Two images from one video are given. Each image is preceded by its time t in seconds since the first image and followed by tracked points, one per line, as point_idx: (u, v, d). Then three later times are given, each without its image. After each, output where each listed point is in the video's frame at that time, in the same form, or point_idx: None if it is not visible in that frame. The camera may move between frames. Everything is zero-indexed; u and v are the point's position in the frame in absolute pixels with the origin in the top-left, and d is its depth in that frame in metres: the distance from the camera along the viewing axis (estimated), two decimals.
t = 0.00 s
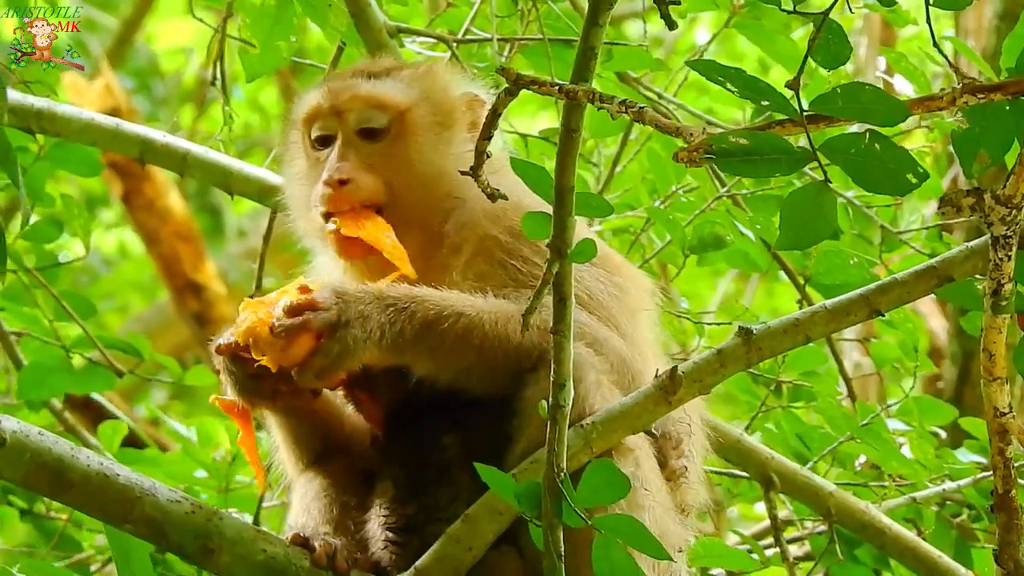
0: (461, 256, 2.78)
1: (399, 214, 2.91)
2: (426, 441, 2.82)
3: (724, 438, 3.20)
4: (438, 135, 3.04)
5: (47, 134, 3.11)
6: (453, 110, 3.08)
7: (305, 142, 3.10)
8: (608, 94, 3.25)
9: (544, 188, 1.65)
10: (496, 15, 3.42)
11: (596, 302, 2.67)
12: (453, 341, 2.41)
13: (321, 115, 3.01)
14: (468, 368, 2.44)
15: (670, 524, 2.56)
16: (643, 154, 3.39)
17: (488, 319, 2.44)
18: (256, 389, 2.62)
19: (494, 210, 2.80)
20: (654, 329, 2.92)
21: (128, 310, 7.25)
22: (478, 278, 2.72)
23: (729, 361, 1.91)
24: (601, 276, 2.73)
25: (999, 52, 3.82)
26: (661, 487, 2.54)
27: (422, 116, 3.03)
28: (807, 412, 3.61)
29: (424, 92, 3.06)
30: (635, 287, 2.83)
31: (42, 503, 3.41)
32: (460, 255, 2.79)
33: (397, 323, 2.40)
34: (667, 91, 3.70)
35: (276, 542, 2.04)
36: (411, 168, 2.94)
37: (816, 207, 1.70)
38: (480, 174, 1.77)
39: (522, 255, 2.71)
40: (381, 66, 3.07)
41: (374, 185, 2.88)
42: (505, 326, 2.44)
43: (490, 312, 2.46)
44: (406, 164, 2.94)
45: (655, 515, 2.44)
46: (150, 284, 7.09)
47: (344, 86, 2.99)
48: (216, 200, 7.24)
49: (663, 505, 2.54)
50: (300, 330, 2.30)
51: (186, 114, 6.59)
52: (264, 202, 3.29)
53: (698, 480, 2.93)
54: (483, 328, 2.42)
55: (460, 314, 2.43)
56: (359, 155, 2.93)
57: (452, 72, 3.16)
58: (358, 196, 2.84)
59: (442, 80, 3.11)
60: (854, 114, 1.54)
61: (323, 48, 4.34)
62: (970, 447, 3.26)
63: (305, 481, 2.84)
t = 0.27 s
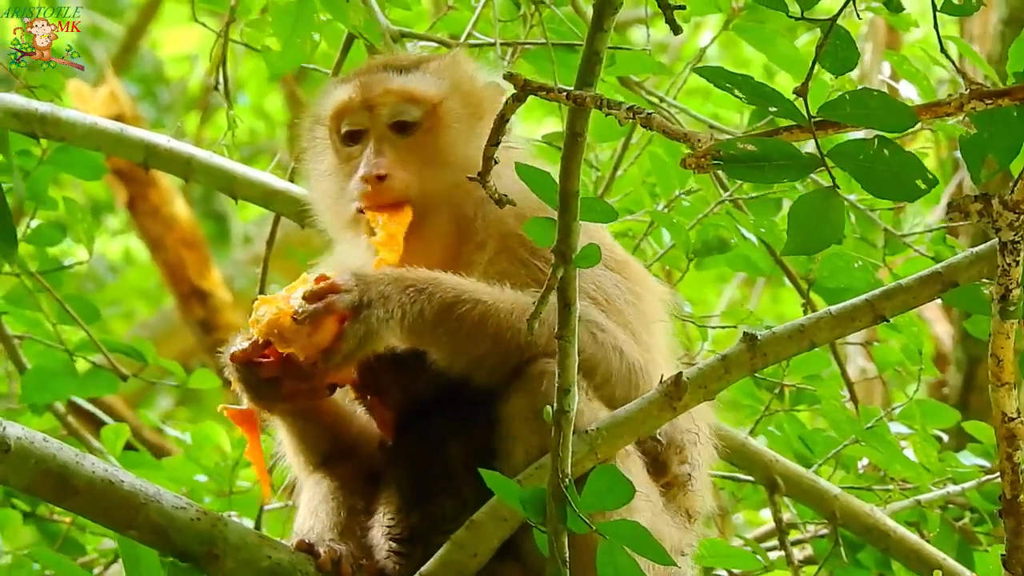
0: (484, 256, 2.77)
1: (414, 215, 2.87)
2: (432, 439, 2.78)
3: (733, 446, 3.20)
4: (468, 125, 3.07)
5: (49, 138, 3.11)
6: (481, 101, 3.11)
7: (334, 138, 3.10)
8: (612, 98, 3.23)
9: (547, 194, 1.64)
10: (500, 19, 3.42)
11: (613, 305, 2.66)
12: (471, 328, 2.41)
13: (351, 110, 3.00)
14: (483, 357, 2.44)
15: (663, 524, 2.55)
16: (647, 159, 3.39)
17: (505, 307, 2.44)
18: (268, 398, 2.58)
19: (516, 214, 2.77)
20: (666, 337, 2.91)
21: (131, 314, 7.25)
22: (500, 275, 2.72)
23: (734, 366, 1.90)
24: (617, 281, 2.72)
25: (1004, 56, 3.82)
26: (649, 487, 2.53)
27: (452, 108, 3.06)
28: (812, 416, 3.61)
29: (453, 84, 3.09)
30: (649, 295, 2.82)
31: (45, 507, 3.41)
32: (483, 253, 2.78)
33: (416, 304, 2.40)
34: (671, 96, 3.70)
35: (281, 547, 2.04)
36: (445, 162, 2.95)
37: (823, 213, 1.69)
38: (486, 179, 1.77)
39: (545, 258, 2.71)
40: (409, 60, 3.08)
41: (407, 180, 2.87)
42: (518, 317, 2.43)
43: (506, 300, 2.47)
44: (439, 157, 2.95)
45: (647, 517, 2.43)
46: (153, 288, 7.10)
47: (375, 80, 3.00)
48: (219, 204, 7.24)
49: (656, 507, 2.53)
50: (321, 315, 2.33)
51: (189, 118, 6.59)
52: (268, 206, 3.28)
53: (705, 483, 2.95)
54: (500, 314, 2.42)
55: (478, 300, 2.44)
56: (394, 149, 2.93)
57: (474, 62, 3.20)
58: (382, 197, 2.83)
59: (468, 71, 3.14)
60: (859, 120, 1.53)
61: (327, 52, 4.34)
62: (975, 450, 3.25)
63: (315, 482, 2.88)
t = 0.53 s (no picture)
0: (506, 252, 2.74)
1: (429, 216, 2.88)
2: (442, 439, 2.80)
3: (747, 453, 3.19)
4: (479, 121, 3.03)
5: (55, 142, 3.11)
6: (493, 96, 3.06)
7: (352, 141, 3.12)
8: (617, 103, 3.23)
9: (551, 199, 1.64)
10: (505, 23, 3.43)
11: (631, 306, 2.67)
12: (485, 330, 2.37)
13: (364, 112, 3.03)
14: (499, 359, 2.41)
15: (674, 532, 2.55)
16: (652, 163, 3.40)
17: (523, 307, 2.40)
18: (274, 403, 2.58)
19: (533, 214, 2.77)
20: (686, 342, 2.89)
21: (138, 317, 7.27)
22: (519, 275, 2.69)
23: (738, 371, 1.91)
24: (636, 282, 2.73)
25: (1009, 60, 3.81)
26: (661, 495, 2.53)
27: (462, 106, 3.02)
28: (817, 420, 3.60)
29: (463, 81, 3.05)
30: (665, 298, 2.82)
31: (51, 511, 3.42)
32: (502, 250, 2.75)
33: (431, 304, 2.39)
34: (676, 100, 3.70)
35: (286, 551, 2.05)
36: (456, 162, 2.93)
37: (825, 218, 1.69)
38: (489, 185, 1.77)
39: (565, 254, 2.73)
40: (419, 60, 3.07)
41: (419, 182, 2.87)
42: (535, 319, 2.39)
43: (524, 301, 2.43)
44: (450, 157, 2.93)
45: (657, 524, 2.44)
46: (160, 291, 7.11)
47: (379, 83, 3.01)
48: (225, 207, 7.26)
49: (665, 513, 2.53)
50: (326, 312, 2.37)
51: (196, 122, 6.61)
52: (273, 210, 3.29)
53: (722, 491, 2.94)
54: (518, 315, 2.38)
55: (496, 302, 2.40)
56: (403, 152, 2.93)
57: (489, 58, 3.16)
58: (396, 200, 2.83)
59: (480, 67, 3.10)
60: (862, 124, 1.53)
61: (333, 57, 4.35)
62: (980, 454, 3.25)
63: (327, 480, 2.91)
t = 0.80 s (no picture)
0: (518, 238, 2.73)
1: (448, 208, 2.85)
2: (454, 445, 2.80)
3: (757, 456, 3.20)
4: (495, 117, 3.00)
5: (60, 143, 3.12)
6: (509, 93, 3.04)
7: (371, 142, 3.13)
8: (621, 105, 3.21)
9: (554, 200, 1.63)
10: (509, 24, 3.43)
11: (647, 298, 2.66)
12: (480, 346, 2.38)
13: (380, 112, 3.04)
14: (500, 375, 2.41)
15: (685, 540, 2.55)
16: (657, 164, 3.40)
17: (520, 319, 2.40)
18: (279, 403, 2.56)
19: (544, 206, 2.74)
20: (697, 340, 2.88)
21: (142, 318, 7.28)
22: (528, 262, 2.68)
23: (742, 373, 1.90)
24: (650, 271, 2.74)
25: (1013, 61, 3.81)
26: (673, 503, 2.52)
27: (479, 104, 3.01)
28: (821, 421, 3.60)
29: (479, 79, 3.04)
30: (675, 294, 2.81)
31: (55, 512, 3.42)
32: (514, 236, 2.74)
33: (420, 331, 2.39)
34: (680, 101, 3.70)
35: (289, 552, 2.05)
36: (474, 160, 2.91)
37: (828, 219, 1.69)
38: (493, 186, 1.77)
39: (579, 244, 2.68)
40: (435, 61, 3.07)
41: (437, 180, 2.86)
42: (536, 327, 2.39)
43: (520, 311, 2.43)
44: (467, 155, 2.91)
45: (667, 532, 2.43)
46: (164, 293, 7.12)
47: (396, 83, 3.01)
48: (230, 208, 7.27)
49: (677, 521, 2.53)
50: (309, 332, 2.36)
51: (200, 123, 6.62)
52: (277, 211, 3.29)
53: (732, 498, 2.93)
54: (514, 328, 2.38)
55: (487, 317, 2.41)
56: (419, 151, 2.92)
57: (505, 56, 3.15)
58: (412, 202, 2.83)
59: (496, 64, 3.09)
60: (867, 126, 1.53)
61: (337, 58, 4.35)
62: (985, 454, 3.24)
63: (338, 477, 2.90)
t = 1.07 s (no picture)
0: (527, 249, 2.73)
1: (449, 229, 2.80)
2: (460, 448, 2.81)
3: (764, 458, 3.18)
4: (489, 131, 2.94)
5: (63, 143, 3.12)
6: (499, 104, 2.96)
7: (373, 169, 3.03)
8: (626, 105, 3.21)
9: (557, 201, 1.63)
10: (513, 24, 3.43)
11: (651, 301, 2.63)
12: (482, 331, 2.36)
13: (373, 150, 2.92)
14: (502, 361, 2.39)
15: (691, 541, 2.54)
16: (661, 164, 3.40)
17: (522, 309, 2.38)
18: (284, 389, 2.58)
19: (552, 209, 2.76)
20: (706, 341, 2.85)
21: (145, 318, 7.29)
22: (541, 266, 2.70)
23: (744, 373, 1.89)
24: (657, 273, 2.72)
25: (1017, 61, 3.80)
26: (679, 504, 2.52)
27: (469, 122, 2.93)
28: (825, 421, 3.60)
29: (465, 96, 2.94)
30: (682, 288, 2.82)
31: (59, 511, 3.43)
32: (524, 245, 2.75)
33: (421, 307, 2.37)
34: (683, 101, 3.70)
35: (292, 552, 2.05)
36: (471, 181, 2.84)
37: (831, 219, 1.69)
38: (496, 186, 1.78)
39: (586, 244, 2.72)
40: (419, 83, 2.97)
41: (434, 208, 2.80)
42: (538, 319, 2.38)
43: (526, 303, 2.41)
44: (465, 178, 2.84)
45: (674, 533, 2.42)
46: (168, 293, 7.13)
47: (382, 117, 2.91)
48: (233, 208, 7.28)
49: (683, 522, 2.53)
50: (315, 296, 2.38)
51: (204, 123, 6.62)
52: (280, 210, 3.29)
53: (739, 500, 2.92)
54: (516, 318, 2.37)
55: (491, 303, 2.39)
56: (415, 184, 2.83)
57: (493, 60, 3.04)
58: (413, 235, 2.80)
59: (485, 74, 2.99)
60: (871, 126, 1.53)
61: (340, 58, 4.35)
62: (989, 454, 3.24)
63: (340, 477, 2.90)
